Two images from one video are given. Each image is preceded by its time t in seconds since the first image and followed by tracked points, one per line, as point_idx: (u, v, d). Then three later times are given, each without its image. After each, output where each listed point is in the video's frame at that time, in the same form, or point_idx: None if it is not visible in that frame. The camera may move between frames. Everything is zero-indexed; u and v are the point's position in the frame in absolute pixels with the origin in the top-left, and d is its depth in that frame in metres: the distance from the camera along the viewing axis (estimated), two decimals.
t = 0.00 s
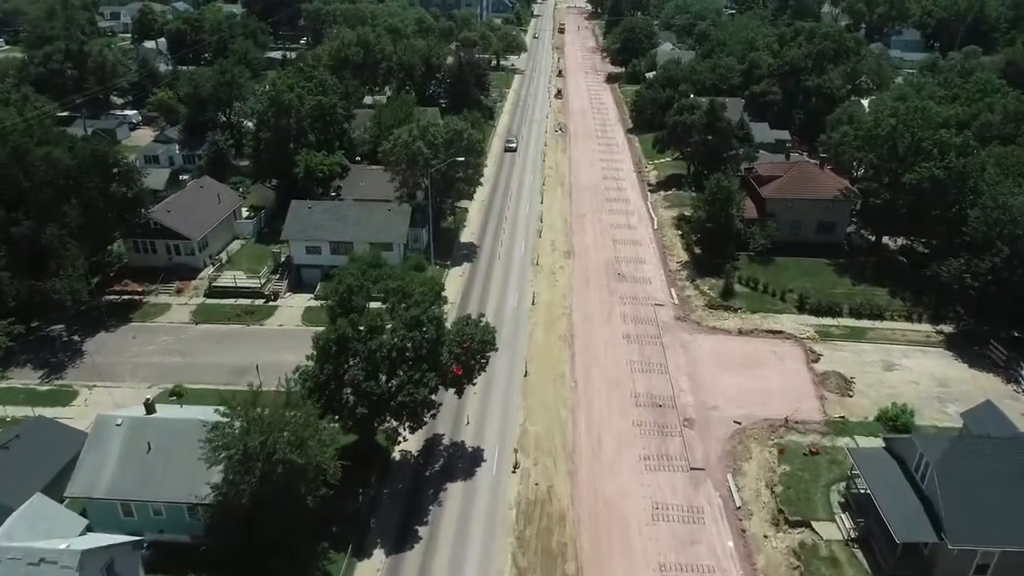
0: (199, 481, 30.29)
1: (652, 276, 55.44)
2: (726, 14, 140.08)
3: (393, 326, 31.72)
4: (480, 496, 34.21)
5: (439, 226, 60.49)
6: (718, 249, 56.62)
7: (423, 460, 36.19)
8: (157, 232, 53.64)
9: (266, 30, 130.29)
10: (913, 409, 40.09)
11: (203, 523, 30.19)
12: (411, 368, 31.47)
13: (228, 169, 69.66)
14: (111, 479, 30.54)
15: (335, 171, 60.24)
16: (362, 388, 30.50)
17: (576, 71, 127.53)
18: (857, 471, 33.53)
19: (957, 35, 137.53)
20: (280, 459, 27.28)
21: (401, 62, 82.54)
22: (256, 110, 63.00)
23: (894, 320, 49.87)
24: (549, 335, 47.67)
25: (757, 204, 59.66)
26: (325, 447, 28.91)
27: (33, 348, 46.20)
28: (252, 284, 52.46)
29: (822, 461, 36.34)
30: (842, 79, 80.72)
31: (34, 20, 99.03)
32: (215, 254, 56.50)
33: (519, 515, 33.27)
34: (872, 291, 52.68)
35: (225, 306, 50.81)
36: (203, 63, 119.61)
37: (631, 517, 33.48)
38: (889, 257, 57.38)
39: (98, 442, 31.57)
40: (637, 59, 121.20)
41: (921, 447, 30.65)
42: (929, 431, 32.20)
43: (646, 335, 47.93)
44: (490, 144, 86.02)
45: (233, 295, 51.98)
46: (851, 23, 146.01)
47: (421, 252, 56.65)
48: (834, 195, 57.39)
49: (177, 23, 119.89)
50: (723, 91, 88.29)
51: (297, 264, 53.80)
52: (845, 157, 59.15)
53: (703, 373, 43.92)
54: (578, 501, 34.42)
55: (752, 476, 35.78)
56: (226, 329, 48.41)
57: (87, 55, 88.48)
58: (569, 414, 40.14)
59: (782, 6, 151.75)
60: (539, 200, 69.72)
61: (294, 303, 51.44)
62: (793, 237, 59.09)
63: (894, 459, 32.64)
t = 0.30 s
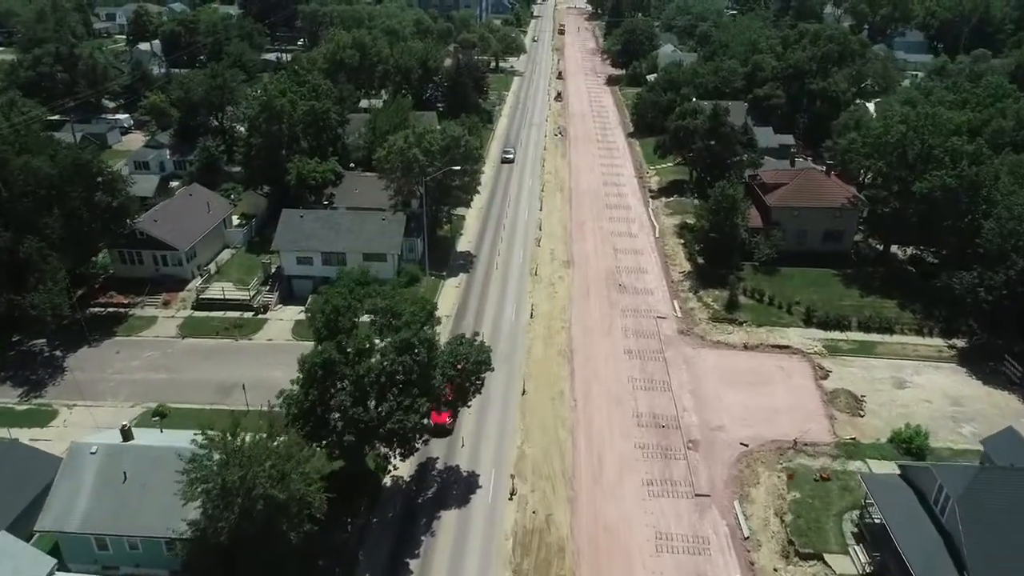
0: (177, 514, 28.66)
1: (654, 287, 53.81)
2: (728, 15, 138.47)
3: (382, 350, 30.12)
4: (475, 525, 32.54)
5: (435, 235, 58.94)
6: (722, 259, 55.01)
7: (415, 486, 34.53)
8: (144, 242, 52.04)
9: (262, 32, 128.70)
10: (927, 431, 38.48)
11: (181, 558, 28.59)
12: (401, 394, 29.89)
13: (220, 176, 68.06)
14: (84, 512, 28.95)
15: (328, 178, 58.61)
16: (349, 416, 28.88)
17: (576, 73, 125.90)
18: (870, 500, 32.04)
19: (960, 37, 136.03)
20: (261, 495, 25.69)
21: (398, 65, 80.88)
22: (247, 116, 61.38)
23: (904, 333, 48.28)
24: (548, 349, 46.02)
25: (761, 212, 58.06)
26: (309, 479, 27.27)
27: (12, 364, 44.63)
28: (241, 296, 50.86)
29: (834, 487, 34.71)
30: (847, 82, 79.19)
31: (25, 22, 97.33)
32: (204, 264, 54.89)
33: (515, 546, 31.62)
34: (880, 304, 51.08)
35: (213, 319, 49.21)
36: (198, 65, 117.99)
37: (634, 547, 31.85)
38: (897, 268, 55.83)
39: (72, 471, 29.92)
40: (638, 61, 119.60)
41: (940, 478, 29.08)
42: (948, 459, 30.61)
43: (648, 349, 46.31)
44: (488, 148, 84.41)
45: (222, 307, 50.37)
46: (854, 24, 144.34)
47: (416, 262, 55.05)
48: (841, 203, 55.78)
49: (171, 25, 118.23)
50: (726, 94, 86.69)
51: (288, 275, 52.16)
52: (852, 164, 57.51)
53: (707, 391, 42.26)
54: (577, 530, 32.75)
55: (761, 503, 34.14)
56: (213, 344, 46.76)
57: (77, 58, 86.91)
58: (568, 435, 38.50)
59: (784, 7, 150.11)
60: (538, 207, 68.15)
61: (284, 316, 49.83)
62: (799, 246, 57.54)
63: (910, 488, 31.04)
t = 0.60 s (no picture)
0: (152, 554, 27.10)
1: (656, 299, 52.21)
2: (729, 17, 136.89)
3: (370, 376, 28.54)
4: (469, 558, 30.90)
5: (430, 244, 57.38)
6: (726, 269, 53.37)
7: (406, 516, 32.85)
8: (129, 253, 50.42)
9: (258, 34, 127.16)
10: (941, 454, 36.86)
11: None
12: (389, 423, 28.31)
13: (211, 183, 66.47)
14: (55, 550, 27.39)
15: (321, 186, 57.00)
16: (335, 447, 27.28)
17: (576, 75, 124.35)
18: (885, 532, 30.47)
19: (964, 40, 134.48)
20: (239, 536, 24.06)
21: (394, 68, 79.14)
22: (237, 122, 59.76)
23: (915, 349, 46.65)
24: (546, 366, 44.41)
25: (766, 221, 56.43)
26: (290, 516, 25.67)
27: None
28: (229, 309, 49.24)
29: (845, 517, 33.11)
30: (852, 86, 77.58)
31: (15, 25, 95.80)
32: (192, 275, 53.26)
33: None
34: (890, 317, 49.47)
35: (199, 334, 47.61)
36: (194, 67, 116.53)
37: None
38: (907, 279, 54.21)
39: (42, 504, 28.25)
40: (639, 64, 118.01)
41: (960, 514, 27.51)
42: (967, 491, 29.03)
43: (650, 366, 44.71)
44: (485, 153, 82.82)
45: (209, 321, 48.77)
46: (856, 25, 142.58)
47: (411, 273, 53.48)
48: (849, 212, 54.14)
49: (165, 27, 116.67)
50: (729, 98, 85.08)
51: (278, 287, 50.54)
52: (860, 172, 55.85)
53: (711, 411, 40.65)
54: (577, 562, 31.15)
55: (769, 534, 32.54)
56: (199, 361, 45.12)
57: (68, 61, 85.46)
58: (567, 459, 36.89)
59: (786, 8, 148.37)
60: (537, 214, 66.57)
61: (274, 330, 48.22)
62: (804, 256, 55.95)
63: (927, 521, 29.47)
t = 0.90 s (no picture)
0: None
1: (658, 313, 50.57)
2: (731, 19, 135.19)
3: (357, 406, 26.92)
4: None
5: (426, 255, 55.83)
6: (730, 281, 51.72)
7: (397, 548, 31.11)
8: (114, 265, 48.78)
9: (254, 35, 125.58)
10: (958, 480, 35.23)
11: None
12: (377, 456, 26.71)
13: (201, 190, 64.85)
14: None
15: (313, 195, 55.39)
16: (318, 483, 25.66)
17: (575, 78, 122.71)
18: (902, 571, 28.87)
19: (969, 43, 132.81)
20: None
21: (390, 72, 77.26)
22: (227, 128, 58.12)
23: (926, 366, 44.99)
24: (544, 385, 42.73)
25: (772, 231, 54.80)
26: (269, 558, 24.04)
27: None
28: (217, 322, 47.63)
29: (859, 550, 31.51)
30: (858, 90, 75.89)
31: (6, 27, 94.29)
32: (178, 288, 51.64)
33: None
34: (900, 331, 47.87)
35: (185, 349, 45.98)
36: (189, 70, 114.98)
37: None
38: (917, 291, 52.54)
39: (7, 540, 26.54)
40: (640, 66, 116.35)
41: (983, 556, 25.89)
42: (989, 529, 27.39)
43: (653, 385, 43.04)
44: (483, 159, 81.18)
45: (196, 336, 47.15)
46: (860, 27, 140.74)
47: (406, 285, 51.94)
48: (857, 222, 52.50)
49: (159, 29, 115.06)
50: (732, 102, 83.38)
51: (267, 300, 48.86)
52: (869, 180, 54.20)
53: (717, 433, 39.01)
54: None
55: (779, 568, 30.90)
56: (184, 379, 43.51)
57: (57, 65, 84.04)
58: (566, 487, 35.23)
59: (789, 9, 146.53)
60: (535, 223, 64.95)
61: (262, 345, 46.59)
62: (811, 267, 54.32)
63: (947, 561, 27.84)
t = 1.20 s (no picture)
0: None
1: (659, 327, 48.93)
2: (732, 20, 133.63)
3: (338, 440, 25.33)
4: None
5: (420, 266, 54.30)
6: (734, 293, 50.02)
7: None
8: (96, 278, 47.16)
9: (249, 37, 123.98)
10: (974, 509, 33.59)
11: None
12: (361, 492, 25.18)
13: (190, 197, 63.27)
14: None
15: (304, 205, 53.76)
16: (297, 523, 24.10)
17: (575, 80, 121.09)
18: None
19: (973, 44, 131.35)
20: None
21: (385, 75, 75.64)
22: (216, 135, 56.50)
23: (938, 383, 43.35)
24: (542, 404, 41.09)
25: (777, 241, 53.16)
26: None
27: None
28: (202, 338, 46.00)
29: None
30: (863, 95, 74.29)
31: None
32: (163, 301, 50.02)
33: None
34: (910, 347, 46.26)
35: (168, 366, 44.38)
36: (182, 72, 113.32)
37: None
38: (927, 304, 50.97)
39: None
40: (640, 69, 114.73)
41: None
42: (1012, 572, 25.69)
43: (654, 404, 41.37)
44: (480, 164, 79.48)
45: (180, 352, 45.56)
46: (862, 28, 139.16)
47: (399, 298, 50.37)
48: (865, 232, 50.84)
49: (152, 31, 113.39)
50: (735, 106, 81.79)
51: (255, 314, 47.24)
52: (877, 189, 52.54)
53: (720, 457, 37.37)
54: None
55: None
56: (167, 398, 41.92)
57: (46, 68, 82.71)
58: (564, 516, 33.58)
59: (791, 10, 144.82)
60: (533, 232, 63.33)
61: (248, 362, 44.92)
62: (817, 279, 52.71)
63: None
